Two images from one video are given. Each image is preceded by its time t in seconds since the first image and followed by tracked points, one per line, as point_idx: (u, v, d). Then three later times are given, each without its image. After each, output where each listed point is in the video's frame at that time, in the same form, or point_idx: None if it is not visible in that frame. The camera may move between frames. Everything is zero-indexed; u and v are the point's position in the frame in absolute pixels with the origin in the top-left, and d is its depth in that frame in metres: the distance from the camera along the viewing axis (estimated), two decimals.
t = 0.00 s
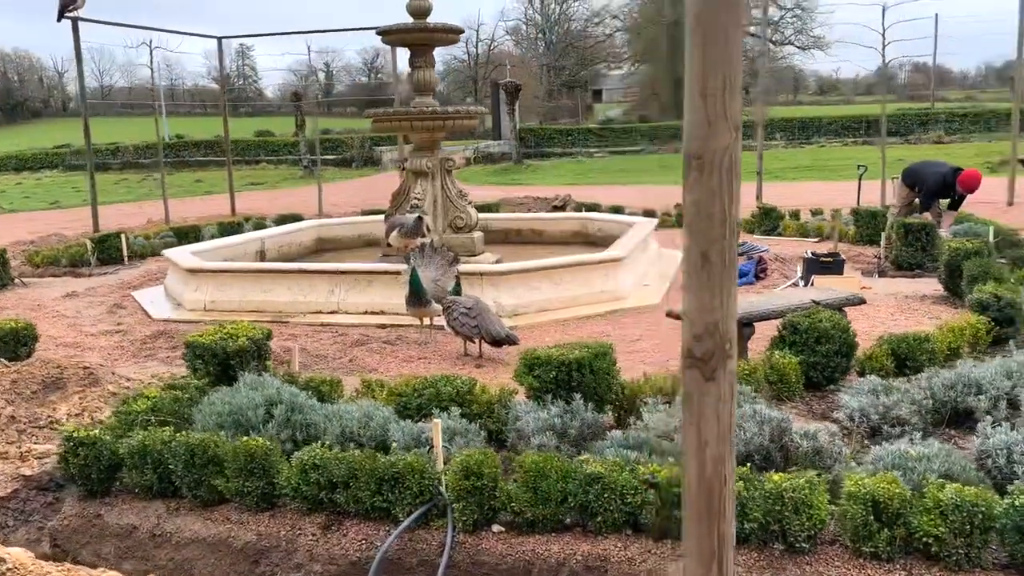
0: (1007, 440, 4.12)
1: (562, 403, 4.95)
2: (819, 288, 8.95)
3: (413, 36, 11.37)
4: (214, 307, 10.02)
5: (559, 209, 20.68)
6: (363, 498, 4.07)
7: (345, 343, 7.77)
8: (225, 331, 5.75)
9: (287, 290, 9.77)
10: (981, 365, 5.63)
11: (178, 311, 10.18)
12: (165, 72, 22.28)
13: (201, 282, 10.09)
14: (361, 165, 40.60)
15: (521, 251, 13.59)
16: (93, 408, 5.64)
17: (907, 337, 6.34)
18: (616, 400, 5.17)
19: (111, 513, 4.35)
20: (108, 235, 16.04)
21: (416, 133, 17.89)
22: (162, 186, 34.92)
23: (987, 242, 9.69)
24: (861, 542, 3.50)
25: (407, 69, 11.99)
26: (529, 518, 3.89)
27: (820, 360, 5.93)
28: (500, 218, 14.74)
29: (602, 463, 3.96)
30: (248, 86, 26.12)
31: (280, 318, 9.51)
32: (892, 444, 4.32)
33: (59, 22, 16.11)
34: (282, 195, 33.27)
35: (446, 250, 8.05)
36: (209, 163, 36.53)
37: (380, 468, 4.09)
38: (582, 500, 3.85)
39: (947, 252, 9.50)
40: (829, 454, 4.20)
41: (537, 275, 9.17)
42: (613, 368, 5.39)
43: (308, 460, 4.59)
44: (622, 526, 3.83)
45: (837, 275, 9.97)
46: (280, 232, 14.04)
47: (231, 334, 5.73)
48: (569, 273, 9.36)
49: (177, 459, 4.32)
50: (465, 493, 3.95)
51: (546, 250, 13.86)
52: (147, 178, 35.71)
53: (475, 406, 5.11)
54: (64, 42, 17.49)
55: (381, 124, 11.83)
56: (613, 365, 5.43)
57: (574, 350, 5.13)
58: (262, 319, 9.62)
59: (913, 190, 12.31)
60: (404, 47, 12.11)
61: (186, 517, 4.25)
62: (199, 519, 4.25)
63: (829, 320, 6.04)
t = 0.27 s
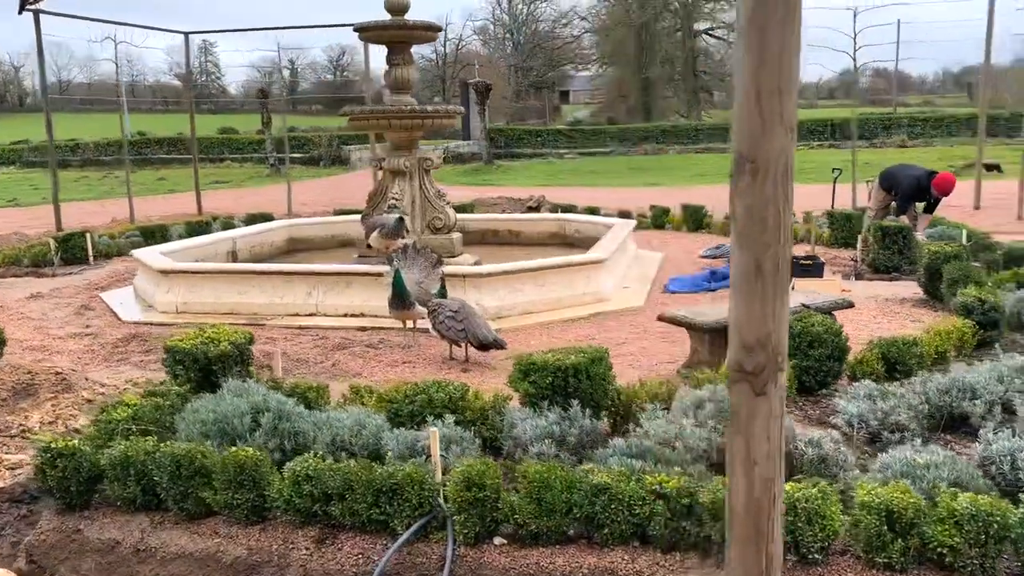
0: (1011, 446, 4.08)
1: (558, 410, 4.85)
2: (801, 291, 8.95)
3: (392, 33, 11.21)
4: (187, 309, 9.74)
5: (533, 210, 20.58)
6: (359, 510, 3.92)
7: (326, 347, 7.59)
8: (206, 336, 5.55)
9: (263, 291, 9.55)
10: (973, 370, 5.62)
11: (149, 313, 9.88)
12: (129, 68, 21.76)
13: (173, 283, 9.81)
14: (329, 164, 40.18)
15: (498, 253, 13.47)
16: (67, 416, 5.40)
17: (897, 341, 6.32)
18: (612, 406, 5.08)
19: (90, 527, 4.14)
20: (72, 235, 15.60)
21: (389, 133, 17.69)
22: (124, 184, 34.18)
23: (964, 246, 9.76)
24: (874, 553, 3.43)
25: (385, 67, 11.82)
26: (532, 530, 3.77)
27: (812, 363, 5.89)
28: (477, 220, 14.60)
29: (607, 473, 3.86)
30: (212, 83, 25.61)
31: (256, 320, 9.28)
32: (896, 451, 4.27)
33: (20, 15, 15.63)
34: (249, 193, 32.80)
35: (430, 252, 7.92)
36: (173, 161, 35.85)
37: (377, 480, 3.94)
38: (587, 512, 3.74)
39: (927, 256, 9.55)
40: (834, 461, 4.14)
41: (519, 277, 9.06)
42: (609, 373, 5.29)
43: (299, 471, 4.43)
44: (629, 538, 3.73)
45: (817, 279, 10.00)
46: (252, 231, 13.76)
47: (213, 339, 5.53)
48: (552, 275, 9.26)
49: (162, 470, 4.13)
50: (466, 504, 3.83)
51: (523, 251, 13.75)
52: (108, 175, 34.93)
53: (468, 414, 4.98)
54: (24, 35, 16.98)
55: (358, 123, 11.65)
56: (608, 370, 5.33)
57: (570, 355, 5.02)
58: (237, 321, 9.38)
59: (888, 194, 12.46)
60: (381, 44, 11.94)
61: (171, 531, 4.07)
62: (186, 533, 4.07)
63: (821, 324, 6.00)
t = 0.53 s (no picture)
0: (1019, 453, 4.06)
1: (561, 418, 4.76)
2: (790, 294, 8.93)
3: (374, 31, 11.05)
4: (164, 311, 9.49)
5: (511, 210, 20.49)
6: (364, 523, 3.79)
7: (313, 351, 7.43)
8: (193, 341, 5.38)
9: (243, 293, 9.33)
10: (969, 375, 5.64)
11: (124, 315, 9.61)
12: (94, 62, 21.22)
13: (149, 285, 9.54)
14: (300, 162, 39.79)
15: (479, 254, 13.35)
16: (47, 425, 5.19)
17: (890, 346, 6.32)
18: (613, 413, 5.00)
19: (79, 542, 3.96)
20: (38, 233, 15.16)
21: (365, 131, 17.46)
22: (88, 181, 33.43)
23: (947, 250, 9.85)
24: (893, 565, 3.37)
25: (366, 65, 11.66)
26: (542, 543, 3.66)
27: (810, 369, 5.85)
28: (457, 220, 14.48)
29: (619, 484, 3.77)
30: (177, 79, 25.08)
31: (237, 323, 9.07)
32: (904, 459, 4.24)
33: None
34: (218, 191, 32.34)
35: (417, 254, 7.78)
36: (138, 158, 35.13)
37: (382, 491, 3.82)
38: (600, 524, 3.65)
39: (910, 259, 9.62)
40: (845, 470, 4.09)
41: (507, 280, 8.96)
42: (609, 379, 5.21)
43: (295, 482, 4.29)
44: (642, 551, 3.64)
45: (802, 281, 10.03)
46: (227, 231, 13.48)
47: (200, 344, 5.35)
48: (539, 278, 9.18)
49: (156, 483, 3.97)
50: (475, 517, 3.72)
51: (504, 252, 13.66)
52: (71, 172, 34.12)
53: (468, 421, 4.88)
54: None
55: (339, 122, 11.47)
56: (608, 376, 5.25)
57: (571, 361, 4.94)
58: (217, 324, 9.16)
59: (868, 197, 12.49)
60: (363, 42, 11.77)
61: (165, 546, 3.91)
62: (181, 548, 3.91)
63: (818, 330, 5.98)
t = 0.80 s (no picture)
0: None
1: (564, 418, 4.66)
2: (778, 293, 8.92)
3: (358, 24, 10.88)
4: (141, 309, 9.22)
5: (488, 209, 20.36)
6: (369, 528, 3.66)
7: (300, 349, 7.25)
8: (181, 339, 5.19)
9: (224, 290, 9.11)
10: (967, 374, 5.63)
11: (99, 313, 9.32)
12: (60, 56, 20.73)
13: (125, 282, 9.27)
14: (270, 160, 39.30)
15: (461, 252, 13.21)
16: (28, 426, 4.98)
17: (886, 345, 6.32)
18: (617, 413, 4.90)
19: (68, 549, 3.78)
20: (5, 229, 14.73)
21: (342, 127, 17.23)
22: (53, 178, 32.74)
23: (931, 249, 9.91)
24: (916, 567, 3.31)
25: (348, 60, 11.49)
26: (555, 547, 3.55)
27: (809, 367, 5.82)
28: (437, 218, 14.33)
29: (634, 486, 3.67)
30: (144, 74, 24.58)
31: (217, 321, 8.85)
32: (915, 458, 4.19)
33: None
34: (188, 188, 31.82)
35: (406, 251, 7.64)
36: (105, 154, 34.46)
37: (388, 495, 3.69)
38: (614, 527, 3.55)
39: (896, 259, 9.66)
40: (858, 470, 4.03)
41: (495, 278, 8.85)
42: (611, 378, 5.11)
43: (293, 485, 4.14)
44: (658, 555, 3.55)
45: (787, 281, 10.03)
46: (203, 228, 13.19)
47: (188, 342, 5.17)
48: (527, 276, 9.08)
49: (150, 488, 3.80)
50: (486, 521, 3.60)
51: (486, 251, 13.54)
52: (35, 168, 33.38)
53: (468, 421, 4.77)
54: None
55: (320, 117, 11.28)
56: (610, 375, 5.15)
57: (574, 360, 4.84)
58: (197, 322, 8.92)
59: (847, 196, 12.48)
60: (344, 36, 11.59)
61: (159, 553, 3.74)
62: (176, 555, 3.74)
63: (817, 328, 5.95)
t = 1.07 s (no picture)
0: None
1: (569, 419, 4.63)
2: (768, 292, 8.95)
3: (343, 19, 10.75)
4: (124, 306, 9.04)
5: (469, 207, 20.27)
6: (379, 532, 3.60)
7: (290, 348, 7.14)
8: (176, 339, 5.08)
9: (210, 288, 8.96)
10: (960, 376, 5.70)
11: (81, 310, 9.13)
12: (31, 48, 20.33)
13: (108, 279, 9.09)
14: (245, 155, 38.86)
15: (446, 250, 13.12)
16: (19, 430, 4.90)
17: (878, 345, 6.41)
18: (619, 414, 4.88)
19: (67, 557, 3.67)
20: None
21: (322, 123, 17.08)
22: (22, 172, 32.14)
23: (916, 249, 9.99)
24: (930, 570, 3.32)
25: (332, 55, 11.35)
26: (569, 551, 3.52)
27: (807, 367, 5.85)
28: (421, 215, 14.24)
29: (649, 488, 3.64)
30: (115, 69, 24.16)
31: (203, 319, 8.70)
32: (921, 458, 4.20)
33: None
34: (161, 183, 31.35)
35: (398, 249, 7.56)
36: (74, 148, 33.88)
37: (399, 498, 3.63)
38: (629, 530, 3.53)
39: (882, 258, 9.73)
40: (867, 470, 4.03)
41: (485, 276, 8.79)
42: (613, 378, 5.08)
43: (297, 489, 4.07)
44: (672, 557, 3.52)
45: (775, 280, 10.07)
46: (183, 224, 12.98)
47: (183, 342, 5.06)
48: (517, 275, 9.03)
49: (152, 492, 3.71)
50: (498, 525, 3.55)
51: (472, 249, 13.47)
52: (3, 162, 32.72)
53: (471, 422, 4.72)
54: None
55: (303, 113, 11.14)
56: (612, 376, 5.12)
57: (578, 360, 4.82)
58: (181, 320, 8.77)
59: (829, 199, 12.47)
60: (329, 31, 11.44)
61: (163, 558, 3.65)
62: (180, 560, 3.65)
63: (814, 328, 5.98)
